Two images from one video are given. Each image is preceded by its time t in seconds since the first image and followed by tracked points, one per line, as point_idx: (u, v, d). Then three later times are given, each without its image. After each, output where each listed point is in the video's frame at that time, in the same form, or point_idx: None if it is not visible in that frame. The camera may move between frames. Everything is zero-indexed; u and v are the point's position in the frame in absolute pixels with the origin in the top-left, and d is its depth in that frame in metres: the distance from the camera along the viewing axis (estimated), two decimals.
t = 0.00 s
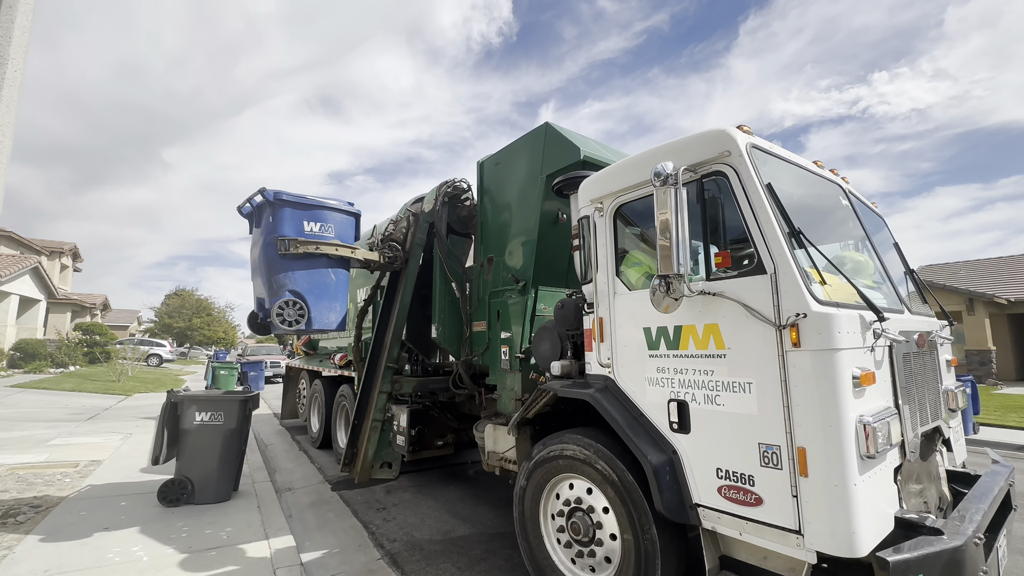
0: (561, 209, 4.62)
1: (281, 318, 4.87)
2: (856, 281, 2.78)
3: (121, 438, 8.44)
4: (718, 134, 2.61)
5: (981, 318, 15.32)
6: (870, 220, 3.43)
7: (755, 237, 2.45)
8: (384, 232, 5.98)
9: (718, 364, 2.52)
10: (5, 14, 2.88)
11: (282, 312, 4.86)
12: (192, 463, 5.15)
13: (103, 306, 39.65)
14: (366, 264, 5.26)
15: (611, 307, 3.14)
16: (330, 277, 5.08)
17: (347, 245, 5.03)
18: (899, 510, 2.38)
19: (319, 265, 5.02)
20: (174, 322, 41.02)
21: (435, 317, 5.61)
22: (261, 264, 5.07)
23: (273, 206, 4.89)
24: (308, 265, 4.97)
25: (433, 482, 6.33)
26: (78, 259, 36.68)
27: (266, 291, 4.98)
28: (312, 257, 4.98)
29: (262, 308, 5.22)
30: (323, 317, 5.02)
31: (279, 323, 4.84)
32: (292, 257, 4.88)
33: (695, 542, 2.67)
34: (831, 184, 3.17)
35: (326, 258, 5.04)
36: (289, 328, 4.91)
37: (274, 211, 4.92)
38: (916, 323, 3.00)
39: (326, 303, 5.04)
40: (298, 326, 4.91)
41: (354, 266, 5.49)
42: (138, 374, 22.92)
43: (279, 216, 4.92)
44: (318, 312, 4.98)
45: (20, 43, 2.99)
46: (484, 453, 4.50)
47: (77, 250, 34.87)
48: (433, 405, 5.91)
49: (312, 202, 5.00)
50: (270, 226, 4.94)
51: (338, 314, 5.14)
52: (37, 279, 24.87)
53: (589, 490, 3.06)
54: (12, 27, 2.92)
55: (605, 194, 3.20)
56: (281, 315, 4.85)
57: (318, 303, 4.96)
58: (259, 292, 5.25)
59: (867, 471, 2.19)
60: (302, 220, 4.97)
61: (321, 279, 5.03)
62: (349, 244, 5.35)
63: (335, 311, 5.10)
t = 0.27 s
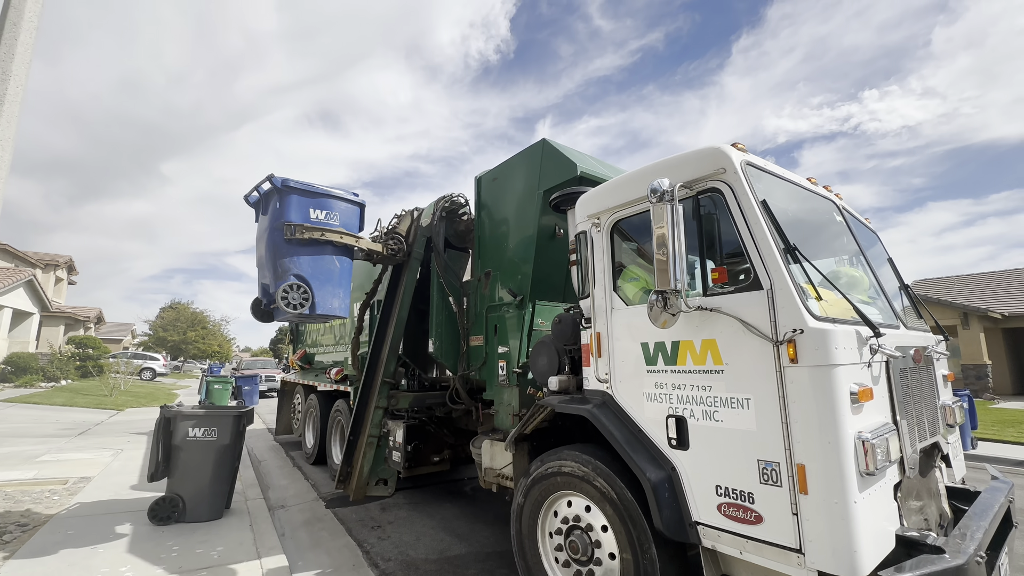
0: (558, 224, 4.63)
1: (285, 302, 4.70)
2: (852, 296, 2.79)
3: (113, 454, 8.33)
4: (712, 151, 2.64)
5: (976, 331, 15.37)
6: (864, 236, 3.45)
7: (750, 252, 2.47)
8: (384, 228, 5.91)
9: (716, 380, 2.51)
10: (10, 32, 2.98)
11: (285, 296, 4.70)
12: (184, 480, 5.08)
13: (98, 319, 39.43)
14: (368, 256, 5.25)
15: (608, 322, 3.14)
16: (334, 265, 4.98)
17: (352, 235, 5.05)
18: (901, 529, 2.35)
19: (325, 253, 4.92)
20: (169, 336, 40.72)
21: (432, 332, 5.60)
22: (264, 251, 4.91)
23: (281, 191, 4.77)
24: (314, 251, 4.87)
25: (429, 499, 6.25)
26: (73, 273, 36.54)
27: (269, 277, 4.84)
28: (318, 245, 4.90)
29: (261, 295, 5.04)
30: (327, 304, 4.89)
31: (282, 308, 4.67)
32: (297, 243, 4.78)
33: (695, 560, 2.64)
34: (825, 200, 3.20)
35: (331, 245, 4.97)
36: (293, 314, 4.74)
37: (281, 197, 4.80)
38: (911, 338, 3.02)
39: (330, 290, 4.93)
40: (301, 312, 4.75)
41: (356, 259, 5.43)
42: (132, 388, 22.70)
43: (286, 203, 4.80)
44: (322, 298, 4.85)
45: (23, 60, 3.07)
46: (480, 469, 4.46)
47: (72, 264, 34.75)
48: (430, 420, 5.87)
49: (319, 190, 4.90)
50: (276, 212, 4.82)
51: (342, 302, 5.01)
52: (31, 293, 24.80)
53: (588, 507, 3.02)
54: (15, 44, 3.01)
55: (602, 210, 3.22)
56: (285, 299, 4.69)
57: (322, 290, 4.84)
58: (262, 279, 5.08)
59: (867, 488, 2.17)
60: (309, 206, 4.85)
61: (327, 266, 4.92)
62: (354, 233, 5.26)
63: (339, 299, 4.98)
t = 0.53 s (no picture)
0: (556, 234, 4.64)
1: (275, 238, 4.67)
2: (848, 307, 2.80)
3: (106, 465, 8.25)
4: (708, 163, 2.65)
5: (972, 340, 15.42)
6: (860, 247, 3.47)
7: (747, 263, 2.47)
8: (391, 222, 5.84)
9: (715, 391, 2.51)
10: (11, 43, 3.00)
11: (278, 231, 4.68)
12: (179, 491, 5.03)
13: (93, 328, 39.25)
14: (369, 229, 5.22)
15: (606, 332, 3.13)
16: (335, 223, 4.95)
17: (361, 200, 5.08)
18: (900, 541, 2.34)
19: (330, 209, 4.94)
20: (165, 344, 40.50)
21: (430, 341, 5.58)
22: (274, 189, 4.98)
23: (306, 143, 4.89)
24: (321, 201, 4.91)
25: (426, 510, 6.20)
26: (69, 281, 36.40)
27: (269, 212, 4.83)
28: (326, 198, 4.94)
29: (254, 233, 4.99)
30: (316, 253, 4.79)
31: (274, 239, 4.65)
32: (307, 189, 4.84)
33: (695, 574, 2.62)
34: (820, 211, 3.21)
35: (337, 203, 5.00)
36: (282, 250, 4.69)
37: (306, 146, 4.91)
38: (908, 348, 3.02)
39: (325, 245, 4.85)
40: (289, 250, 4.67)
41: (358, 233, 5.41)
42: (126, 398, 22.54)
43: (309, 151, 4.90)
44: (313, 246, 4.77)
45: (24, 71, 3.09)
46: (478, 480, 4.43)
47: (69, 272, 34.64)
48: (427, 431, 5.87)
49: (343, 151, 5.02)
50: (296, 159, 4.90)
51: (330, 258, 4.89)
52: (27, 302, 24.70)
53: (586, 519, 2.99)
54: (16, 56, 3.03)
55: (599, 221, 3.23)
56: (277, 233, 4.67)
57: (318, 239, 4.80)
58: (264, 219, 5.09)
59: (866, 500, 2.17)
60: (329, 162, 4.94)
61: (326, 219, 4.90)
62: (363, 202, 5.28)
63: (331, 256, 4.89)
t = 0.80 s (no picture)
0: (554, 238, 4.64)
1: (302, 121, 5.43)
2: (846, 311, 2.80)
3: (102, 471, 8.20)
4: (705, 168, 2.66)
5: (971, 345, 15.43)
6: (857, 251, 3.47)
7: (745, 267, 2.48)
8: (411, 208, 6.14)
9: (713, 395, 2.51)
10: (11, 49, 3.00)
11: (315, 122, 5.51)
12: (175, 497, 5.00)
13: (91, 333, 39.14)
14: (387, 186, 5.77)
15: (605, 336, 3.13)
16: (355, 166, 5.76)
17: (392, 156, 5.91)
18: (900, 547, 2.33)
19: (363, 145, 5.87)
20: (162, 349, 40.34)
21: (428, 346, 5.57)
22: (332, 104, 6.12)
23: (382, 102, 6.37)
24: (360, 139, 5.89)
25: (424, 516, 6.17)
26: (67, 286, 36.28)
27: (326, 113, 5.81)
28: (367, 138, 5.93)
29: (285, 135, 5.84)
30: (326, 159, 5.52)
31: (301, 128, 5.41)
32: (358, 121, 5.95)
33: None
34: (817, 215, 3.22)
35: (371, 143, 5.93)
36: (305, 139, 5.46)
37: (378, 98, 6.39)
38: (906, 353, 3.02)
39: (336, 159, 5.60)
40: (308, 140, 5.44)
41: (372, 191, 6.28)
42: (123, 403, 22.44)
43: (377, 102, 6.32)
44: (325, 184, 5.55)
45: (24, 77, 3.09)
46: (476, 486, 4.41)
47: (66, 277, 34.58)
48: (425, 436, 5.84)
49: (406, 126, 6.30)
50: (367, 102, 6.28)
51: (334, 171, 5.58)
52: (24, 307, 24.64)
53: (585, 525, 2.98)
54: (16, 62, 3.03)
55: (598, 226, 3.23)
56: (307, 125, 5.46)
57: (334, 151, 5.59)
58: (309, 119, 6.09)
59: (865, 505, 2.16)
60: (386, 116, 6.25)
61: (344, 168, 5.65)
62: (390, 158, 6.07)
63: (336, 175, 5.60)
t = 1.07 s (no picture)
0: (553, 239, 4.64)
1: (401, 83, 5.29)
2: (844, 311, 2.80)
3: (100, 473, 8.17)
4: (703, 169, 2.66)
5: (969, 345, 15.46)
6: (855, 252, 3.48)
7: (743, 268, 2.48)
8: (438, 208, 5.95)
9: (712, 396, 2.50)
10: (9, 50, 2.99)
11: (417, 90, 5.40)
12: (173, 499, 4.98)
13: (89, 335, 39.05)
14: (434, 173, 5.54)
15: (604, 337, 3.13)
16: (415, 134, 5.37)
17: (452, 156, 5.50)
18: (899, 548, 2.33)
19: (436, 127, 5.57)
20: (161, 351, 40.24)
21: (427, 348, 5.57)
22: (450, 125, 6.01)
23: (476, 126, 6.01)
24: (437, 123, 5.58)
25: (423, 518, 6.16)
26: (66, 288, 36.18)
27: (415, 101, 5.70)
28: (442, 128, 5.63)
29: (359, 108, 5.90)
30: (406, 114, 5.32)
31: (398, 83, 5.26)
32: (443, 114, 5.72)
33: None
34: (815, 216, 3.22)
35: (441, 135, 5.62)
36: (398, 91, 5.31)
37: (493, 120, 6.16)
38: (905, 353, 3.03)
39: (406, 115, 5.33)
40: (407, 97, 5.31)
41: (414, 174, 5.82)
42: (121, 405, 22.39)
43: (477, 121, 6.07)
44: (389, 117, 5.22)
45: (21, 78, 3.08)
46: (475, 488, 4.40)
47: (64, 279, 34.51)
48: (424, 437, 5.82)
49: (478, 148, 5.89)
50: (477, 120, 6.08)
51: (391, 127, 5.27)
52: (22, 309, 24.58)
53: (584, 527, 2.98)
54: (14, 63, 3.01)
55: (596, 227, 3.23)
56: (409, 81, 5.41)
57: (414, 111, 5.35)
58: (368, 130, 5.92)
59: (863, 506, 2.16)
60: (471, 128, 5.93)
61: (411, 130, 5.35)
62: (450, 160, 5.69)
63: (394, 124, 5.25)
